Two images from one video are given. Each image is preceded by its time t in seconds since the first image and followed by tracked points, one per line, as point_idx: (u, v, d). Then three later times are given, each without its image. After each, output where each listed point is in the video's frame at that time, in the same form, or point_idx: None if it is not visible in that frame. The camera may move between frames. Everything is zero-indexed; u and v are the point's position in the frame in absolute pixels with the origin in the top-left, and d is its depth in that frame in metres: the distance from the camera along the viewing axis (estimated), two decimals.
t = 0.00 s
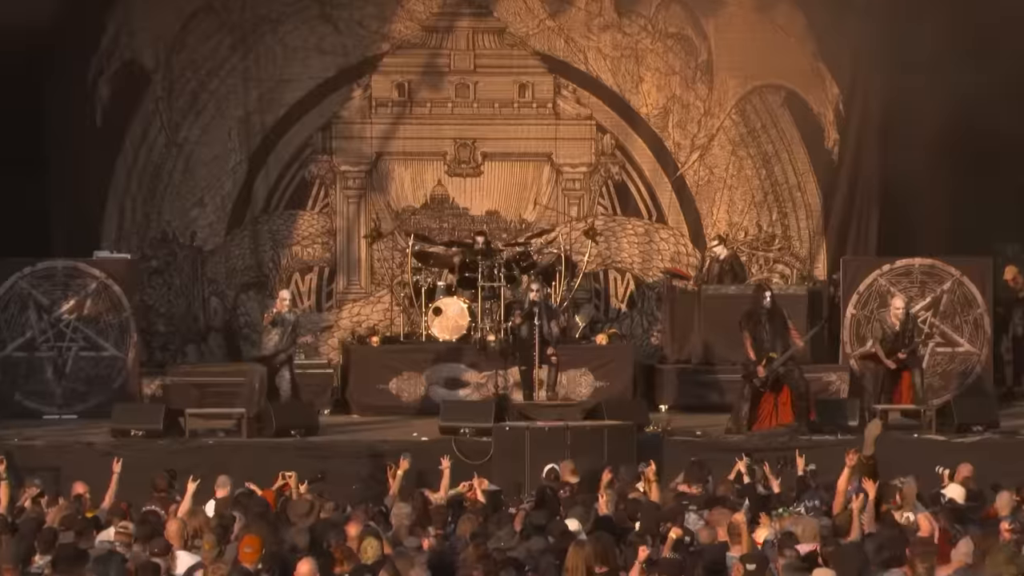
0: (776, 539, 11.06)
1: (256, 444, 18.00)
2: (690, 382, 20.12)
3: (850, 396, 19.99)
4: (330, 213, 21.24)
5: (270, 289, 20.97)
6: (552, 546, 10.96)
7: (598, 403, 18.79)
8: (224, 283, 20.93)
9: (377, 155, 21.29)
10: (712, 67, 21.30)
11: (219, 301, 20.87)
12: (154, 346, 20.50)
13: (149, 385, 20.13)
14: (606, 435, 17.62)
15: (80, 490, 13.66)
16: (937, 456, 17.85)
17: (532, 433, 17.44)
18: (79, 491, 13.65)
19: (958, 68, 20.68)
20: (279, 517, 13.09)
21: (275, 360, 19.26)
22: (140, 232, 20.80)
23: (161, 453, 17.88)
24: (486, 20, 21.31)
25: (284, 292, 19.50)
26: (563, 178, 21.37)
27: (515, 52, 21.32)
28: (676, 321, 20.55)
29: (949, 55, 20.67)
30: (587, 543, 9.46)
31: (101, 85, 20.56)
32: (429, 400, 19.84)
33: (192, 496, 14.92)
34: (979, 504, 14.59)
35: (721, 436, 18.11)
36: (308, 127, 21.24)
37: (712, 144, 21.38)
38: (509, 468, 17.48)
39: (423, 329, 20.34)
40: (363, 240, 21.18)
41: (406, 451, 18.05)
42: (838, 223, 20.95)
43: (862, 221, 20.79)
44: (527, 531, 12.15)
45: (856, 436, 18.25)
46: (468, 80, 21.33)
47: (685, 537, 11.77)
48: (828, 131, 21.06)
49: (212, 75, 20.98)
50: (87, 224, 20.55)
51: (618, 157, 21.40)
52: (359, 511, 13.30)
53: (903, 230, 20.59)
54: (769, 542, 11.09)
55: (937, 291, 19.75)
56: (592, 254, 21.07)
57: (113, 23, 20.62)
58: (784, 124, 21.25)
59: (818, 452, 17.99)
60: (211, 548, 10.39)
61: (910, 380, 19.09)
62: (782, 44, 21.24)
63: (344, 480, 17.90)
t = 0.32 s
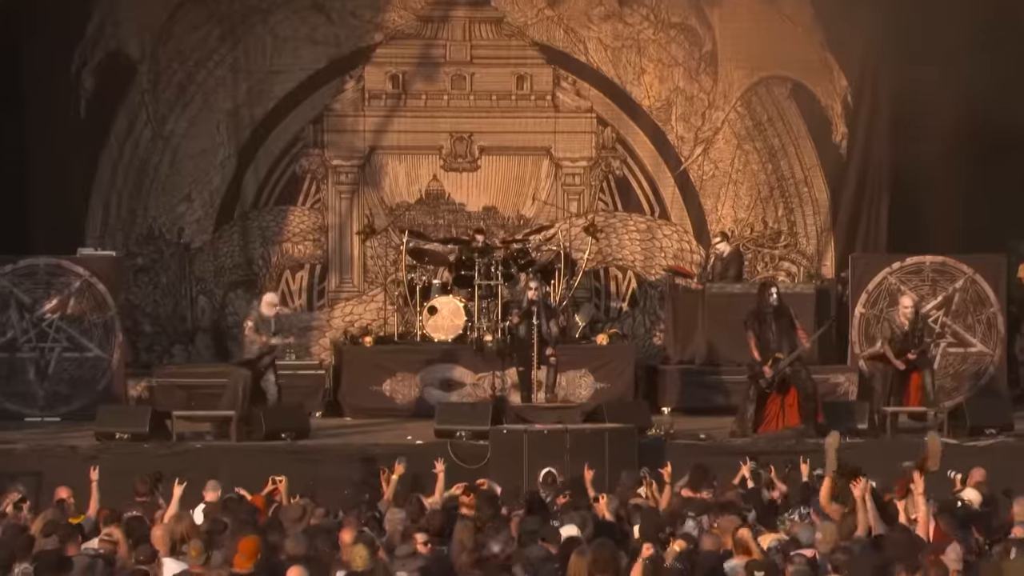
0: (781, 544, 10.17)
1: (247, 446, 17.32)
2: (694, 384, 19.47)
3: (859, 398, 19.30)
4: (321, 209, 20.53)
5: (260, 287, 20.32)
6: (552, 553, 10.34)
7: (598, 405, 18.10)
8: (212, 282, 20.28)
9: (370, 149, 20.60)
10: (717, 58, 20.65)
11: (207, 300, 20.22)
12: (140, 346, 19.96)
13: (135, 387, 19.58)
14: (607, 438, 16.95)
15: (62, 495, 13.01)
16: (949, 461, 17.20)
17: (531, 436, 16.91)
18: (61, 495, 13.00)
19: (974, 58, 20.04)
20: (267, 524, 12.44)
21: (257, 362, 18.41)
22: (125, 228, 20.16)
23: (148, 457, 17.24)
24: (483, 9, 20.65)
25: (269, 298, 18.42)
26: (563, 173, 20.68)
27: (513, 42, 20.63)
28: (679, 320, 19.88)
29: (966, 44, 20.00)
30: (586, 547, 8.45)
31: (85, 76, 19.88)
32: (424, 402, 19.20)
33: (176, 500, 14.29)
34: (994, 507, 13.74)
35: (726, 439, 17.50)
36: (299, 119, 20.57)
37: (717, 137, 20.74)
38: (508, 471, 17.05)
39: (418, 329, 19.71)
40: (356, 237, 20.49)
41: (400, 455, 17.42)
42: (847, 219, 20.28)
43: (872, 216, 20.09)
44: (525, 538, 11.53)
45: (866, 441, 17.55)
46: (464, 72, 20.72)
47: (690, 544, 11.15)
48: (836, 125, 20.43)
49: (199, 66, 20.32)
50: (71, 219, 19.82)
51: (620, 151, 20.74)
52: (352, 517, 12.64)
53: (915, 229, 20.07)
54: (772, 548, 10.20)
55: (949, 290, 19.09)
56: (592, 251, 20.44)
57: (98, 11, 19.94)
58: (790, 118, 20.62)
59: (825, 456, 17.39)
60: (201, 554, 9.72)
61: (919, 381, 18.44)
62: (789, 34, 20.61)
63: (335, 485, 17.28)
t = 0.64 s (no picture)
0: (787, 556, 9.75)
1: (235, 450, 16.64)
2: (696, 385, 18.82)
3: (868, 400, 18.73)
4: (313, 205, 19.93)
5: (249, 286, 19.73)
6: (551, 564, 9.76)
7: (597, 407, 17.53)
8: (200, 280, 19.66)
9: (363, 144, 20.00)
10: (721, 49, 20.02)
11: (194, 299, 19.60)
12: (125, 347, 19.36)
13: (119, 390, 18.97)
14: (608, 441, 16.36)
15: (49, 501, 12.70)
16: (961, 466, 16.59)
17: (530, 440, 16.34)
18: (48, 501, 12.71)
19: (983, 45, 19.16)
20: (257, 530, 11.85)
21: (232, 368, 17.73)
22: (109, 224, 19.51)
23: (133, 461, 16.59)
24: None
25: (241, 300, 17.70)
26: (562, 168, 20.06)
27: (511, 34, 20.02)
28: (682, 319, 19.31)
29: (973, 32, 19.15)
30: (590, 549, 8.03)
31: (68, 69, 19.25)
32: (417, 404, 18.61)
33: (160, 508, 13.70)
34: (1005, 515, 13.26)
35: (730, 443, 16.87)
36: (290, 112, 19.92)
37: (722, 131, 20.08)
38: (506, 476, 16.44)
39: (412, 330, 19.08)
40: (348, 234, 19.88)
41: (394, 460, 16.79)
42: (855, 216, 19.73)
43: (881, 213, 19.52)
44: (522, 548, 10.94)
45: (875, 445, 16.91)
46: (460, 63, 20.06)
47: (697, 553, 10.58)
48: (844, 119, 19.83)
49: (187, 58, 19.64)
50: (54, 215, 19.23)
51: (620, 145, 20.09)
52: (344, 523, 12.08)
53: (924, 224, 19.31)
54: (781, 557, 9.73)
55: (961, 288, 18.45)
56: (592, 249, 19.81)
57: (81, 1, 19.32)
58: (798, 110, 19.97)
59: (834, 462, 16.75)
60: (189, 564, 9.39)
61: (929, 383, 17.75)
62: (794, 23, 19.96)
63: (327, 490, 16.68)
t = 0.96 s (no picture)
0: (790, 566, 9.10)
1: (222, 454, 15.95)
2: (701, 388, 18.20)
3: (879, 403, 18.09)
4: (304, 201, 19.29)
5: (238, 285, 19.10)
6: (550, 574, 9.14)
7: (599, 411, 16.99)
8: (186, 279, 19.02)
9: (356, 138, 19.36)
10: (726, 39, 19.37)
11: (181, 299, 18.97)
12: (109, 348, 18.69)
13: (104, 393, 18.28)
14: (610, 445, 15.72)
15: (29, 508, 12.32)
16: (975, 471, 15.91)
17: (528, 445, 15.70)
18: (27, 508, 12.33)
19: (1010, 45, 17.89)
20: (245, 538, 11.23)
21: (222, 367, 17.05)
22: (93, 221, 18.81)
23: (117, 467, 15.86)
24: None
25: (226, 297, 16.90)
26: (562, 163, 19.45)
27: (508, 24, 19.43)
28: (686, 319, 18.62)
29: (1000, 31, 17.87)
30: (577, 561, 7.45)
31: (50, 60, 18.33)
32: (412, 408, 17.97)
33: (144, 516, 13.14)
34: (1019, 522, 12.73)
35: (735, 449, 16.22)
36: (280, 106, 19.31)
37: (727, 125, 19.47)
38: (504, 482, 15.80)
39: (407, 330, 18.44)
40: (340, 232, 19.28)
41: (388, 466, 16.14)
42: (865, 210, 18.90)
43: (893, 213, 18.59)
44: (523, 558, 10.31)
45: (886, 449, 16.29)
46: (456, 54, 19.46)
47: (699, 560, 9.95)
48: (854, 112, 19.06)
49: (173, 48, 19.01)
50: (37, 211, 18.27)
51: (622, 140, 19.50)
52: (336, 530, 11.45)
53: (937, 222, 18.29)
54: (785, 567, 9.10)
55: (975, 288, 17.79)
56: (593, 247, 19.17)
57: None
58: (805, 104, 19.32)
59: (844, 470, 16.06)
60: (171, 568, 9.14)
61: (941, 385, 17.09)
62: (801, 13, 19.30)
63: (319, 497, 16.05)
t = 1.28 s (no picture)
0: None
1: (212, 459, 15.30)
2: (707, 392, 17.56)
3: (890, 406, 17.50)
4: (295, 197, 18.66)
5: (226, 285, 18.50)
6: None
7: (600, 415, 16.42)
8: (173, 278, 18.39)
9: (349, 131, 18.77)
10: (732, 29, 18.78)
11: (168, 298, 18.36)
12: (94, 350, 18.02)
13: (88, 396, 17.67)
14: (612, 450, 15.09)
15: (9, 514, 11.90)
16: (991, 477, 15.28)
17: (527, 449, 15.08)
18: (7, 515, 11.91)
19: None
20: (231, 546, 10.64)
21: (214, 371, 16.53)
22: (77, 218, 18.19)
23: (102, 473, 15.29)
24: None
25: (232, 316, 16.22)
26: (562, 158, 18.84)
27: (506, 14, 18.80)
28: (691, 320, 18.18)
29: (1013, 20, 17.32)
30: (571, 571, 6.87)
31: (33, 52, 17.85)
32: (407, 411, 17.33)
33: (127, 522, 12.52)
34: None
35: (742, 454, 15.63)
36: (270, 98, 18.66)
37: (733, 118, 18.84)
38: (502, 488, 15.18)
39: (401, 331, 17.86)
40: (333, 229, 18.65)
41: (381, 472, 15.53)
42: (878, 204, 18.34)
43: (905, 206, 18.08)
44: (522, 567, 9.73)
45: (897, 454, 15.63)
46: (452, 45, 18.83)
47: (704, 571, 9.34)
48: (865, 104, 18.46)
49: (159, 39, 18.37)
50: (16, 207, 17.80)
51: (624, 134, 18.86)
52: (327, 538, 10.86)
53: (947, 217, 17.74)
54: None
55: (990, 287, 17.17)
56: (594, 245, 18.58)
57: None
58: (813, 96, 18.69)
59: (854, 476, 15.47)
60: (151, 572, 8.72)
61: (958, 389, 16.44)
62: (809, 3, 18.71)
63: (311, 504, 15.40)
